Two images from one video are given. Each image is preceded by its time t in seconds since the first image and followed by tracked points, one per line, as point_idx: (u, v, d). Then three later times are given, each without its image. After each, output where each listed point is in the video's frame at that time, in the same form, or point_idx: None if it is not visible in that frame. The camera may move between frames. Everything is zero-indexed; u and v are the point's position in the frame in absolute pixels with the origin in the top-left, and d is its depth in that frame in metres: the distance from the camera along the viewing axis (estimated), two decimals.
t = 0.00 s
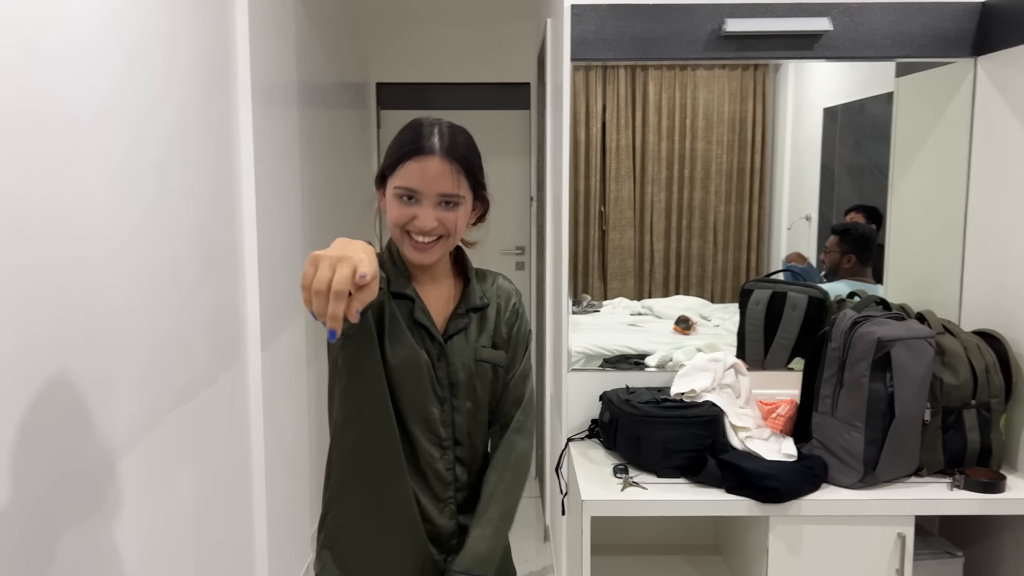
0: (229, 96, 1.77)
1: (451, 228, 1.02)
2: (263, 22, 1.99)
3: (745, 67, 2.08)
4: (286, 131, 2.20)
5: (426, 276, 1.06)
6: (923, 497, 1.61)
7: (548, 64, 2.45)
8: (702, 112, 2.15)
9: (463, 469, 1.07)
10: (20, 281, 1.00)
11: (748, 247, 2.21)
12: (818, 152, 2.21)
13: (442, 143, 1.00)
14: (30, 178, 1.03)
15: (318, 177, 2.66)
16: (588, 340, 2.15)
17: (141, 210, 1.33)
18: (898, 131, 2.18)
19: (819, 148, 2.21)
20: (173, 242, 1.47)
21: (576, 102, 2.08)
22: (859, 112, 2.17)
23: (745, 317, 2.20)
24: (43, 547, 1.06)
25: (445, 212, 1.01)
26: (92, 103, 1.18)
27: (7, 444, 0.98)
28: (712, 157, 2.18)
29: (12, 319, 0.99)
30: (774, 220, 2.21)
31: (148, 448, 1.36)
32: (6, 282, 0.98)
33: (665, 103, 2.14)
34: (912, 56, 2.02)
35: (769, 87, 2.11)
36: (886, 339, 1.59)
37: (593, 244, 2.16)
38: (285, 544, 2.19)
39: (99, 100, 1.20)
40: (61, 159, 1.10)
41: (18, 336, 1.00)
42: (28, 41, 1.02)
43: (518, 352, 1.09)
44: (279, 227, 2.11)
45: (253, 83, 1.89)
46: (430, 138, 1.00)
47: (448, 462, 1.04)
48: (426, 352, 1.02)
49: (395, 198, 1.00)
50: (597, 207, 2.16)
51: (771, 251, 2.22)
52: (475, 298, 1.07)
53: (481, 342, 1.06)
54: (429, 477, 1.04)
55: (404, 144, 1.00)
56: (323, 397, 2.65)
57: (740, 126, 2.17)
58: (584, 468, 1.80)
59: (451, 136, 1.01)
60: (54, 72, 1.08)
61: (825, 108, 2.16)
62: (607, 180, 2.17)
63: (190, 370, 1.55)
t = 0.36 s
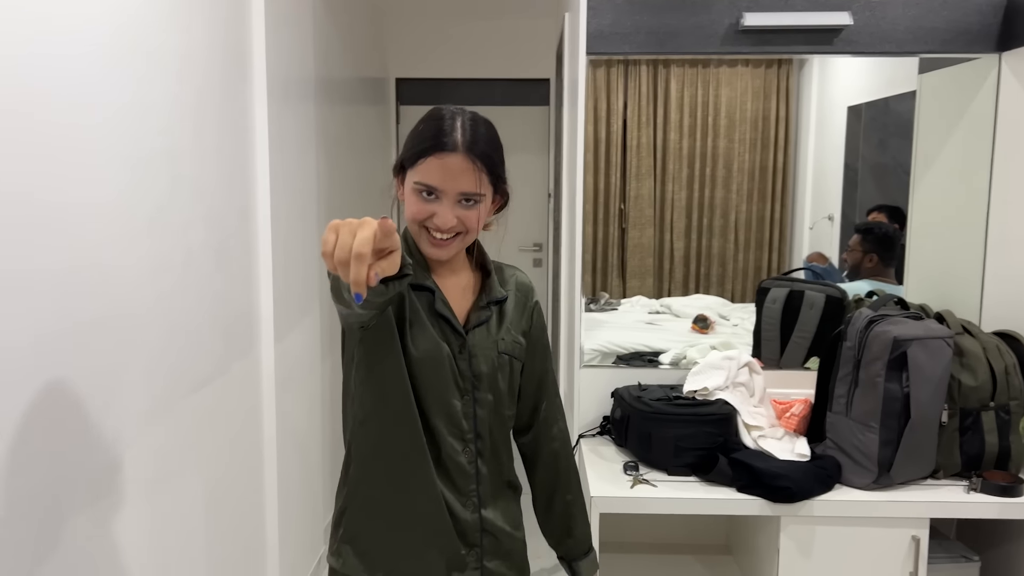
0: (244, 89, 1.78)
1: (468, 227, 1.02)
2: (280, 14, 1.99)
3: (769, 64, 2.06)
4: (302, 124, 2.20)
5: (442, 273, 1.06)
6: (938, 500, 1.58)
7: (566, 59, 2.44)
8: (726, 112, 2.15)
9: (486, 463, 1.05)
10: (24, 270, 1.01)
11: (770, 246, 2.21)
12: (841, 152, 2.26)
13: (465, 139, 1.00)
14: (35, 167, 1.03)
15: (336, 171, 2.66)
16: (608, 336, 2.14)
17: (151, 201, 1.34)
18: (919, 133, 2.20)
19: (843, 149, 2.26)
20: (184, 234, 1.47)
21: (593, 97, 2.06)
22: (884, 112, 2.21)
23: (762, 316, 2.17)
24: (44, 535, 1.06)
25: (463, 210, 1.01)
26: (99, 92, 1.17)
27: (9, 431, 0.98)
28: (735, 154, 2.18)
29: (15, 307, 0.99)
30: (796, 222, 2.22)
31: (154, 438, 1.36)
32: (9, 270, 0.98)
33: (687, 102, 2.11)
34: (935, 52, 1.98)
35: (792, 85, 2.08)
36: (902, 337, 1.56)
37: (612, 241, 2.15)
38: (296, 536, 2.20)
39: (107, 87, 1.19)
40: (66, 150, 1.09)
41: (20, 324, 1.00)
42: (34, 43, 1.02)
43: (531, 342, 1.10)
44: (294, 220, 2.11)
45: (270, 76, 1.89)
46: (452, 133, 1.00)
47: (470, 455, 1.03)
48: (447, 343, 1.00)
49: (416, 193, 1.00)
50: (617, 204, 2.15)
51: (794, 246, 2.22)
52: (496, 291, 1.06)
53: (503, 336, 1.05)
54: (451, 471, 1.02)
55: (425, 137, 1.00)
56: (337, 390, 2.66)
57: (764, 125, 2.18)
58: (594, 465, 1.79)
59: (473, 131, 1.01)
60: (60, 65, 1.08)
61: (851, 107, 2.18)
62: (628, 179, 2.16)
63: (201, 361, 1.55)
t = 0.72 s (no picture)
0: (260, 95, 1.77)
1: (496, 231, 1.00)
2: (297, 19, 1.99)
3: (787, 68, 2.03)
4: (318, 129, 2.20)
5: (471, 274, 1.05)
6: (961, 515, 1.56)
7: (583, 64, 2.42)
8: (742, 114, 2.12)
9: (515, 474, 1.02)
10: (41, 281, 1.00)
11: (790, 252, 2.17)
12: (859, 159, 2.16)
13: (490, 140, 0.99)
14: (52, 176, 1.02)
15: (352, 175, 2.66)
16: (622, 343, 2.13)
17: (168, 210, 1.33)
18: (944, 132, 2.13)
19: (861, 155, 2.16)
20: (199, 243, 1.46)
21: (610, 102, 2.04)
22: (905, 116, 2.12)
23: (781, 323, 2.15)
24: (61, 545, 1.06)
25: (491, 214, 1.00)
26: (117, 101, 1.17)
27: (28, 441, 0.98)
28: (752, 158, 2.14)
29: (33, 318, 0.99)
30: (814, 227, 2.15)
31: (171, 448, 1.36)
32: (28, 282, 0.97)
33: (705, 104, 2.10)
34: (958, 57, 1.95)
35: (810, 87, 2.06)
36: (926, 348, 1.54)
37: (628, 245, 2.15)
38: (312, 542, 2.19)
39: (124, 97, 1.19)
40: (79, 157, 1.08)
41: (38, 337, 1.00)
42: (51, 54, 1.01)
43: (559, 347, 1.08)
44: (310, 226, 2.11)
45: (286, 81, 1.89)
46: (477, 136, 0.99)
47: (499, 465, 1.00)
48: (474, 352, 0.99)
49: (442, 198, 1.00)
50: (634, 207, 2.14)
51: (812, 251, 2.17)
52: (526, 298, 1.05)
53: (531, 343, 1.03)
54: (480, 482, 0.99)
55: (448, 143, 0.99)
56: (353, 395, 2.66)
57: (782, 127, 2.13)
58: (611, 475, 1.77)
59: (496, 133, 1.00)
60: (77, 74, 1.07)
61: (870, 109, 2.10)
62: (645, 182, 2.15)
63: (216, 368, 1.55)
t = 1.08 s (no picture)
0: (269, 99, 1.76)
1: (515, 228, 0.98)
2: (306, 23, 1.97)
3: (795, 73, 2.01)
4: (327, 134, 2.18)
5: (488, 278, 1.01)
6: (982, 525, 1.53)
7: (593, 68, 2.40)
8: (751, 119, 2.10)
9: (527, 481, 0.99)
10: (51, 285, 0.99)
11: (797, 258, 2.15)
12: (870, 163, 2.16)
13: (511, 137, 0.98)
14: (62, 179, 1.00)
15: (360, 181, 2.65)
16: (630, 350, 2.12)
17: (177, 214, 1.32)
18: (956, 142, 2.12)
19: (872, 159, 2.16)
20: (209, 248, 1.45)
21: (619, 107, 2.03)
22: (914, 120, 2.12)
23: (794, 331, 2.13)
24: (71, 555, 1.04)
25: (510, 210, 0.97)
26: (127, 104, 1.16)
27: (39, 449, 0.97)
28: (760, 163, 2.13)
29: (44, 323, 0.97)
30: (823, 231, 2.14)
31: (181, 455, 1.35)
32: (37, 286, 0.96)
33: (712, 110, 2.08)
34: (974, 61, 1.92)
35: (819, 92, 2.04)
36: (945, 355, 1.51)
37: (636, 251, 2.11)
38: (320, 551, 2.17)
39: (134, 100, 1.18)
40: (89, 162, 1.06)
41: (49, 342, 0.98)
42: (57, 56, 1.00)
43: (584, 354, 1.02)
44: (319, 231, 2.10)
45: (295, 86, 1.87)
46: (499, 132, 0.98)
47: (509, 474, 0.98)
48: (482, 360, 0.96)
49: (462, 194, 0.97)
50: (641, 214, 2.12)
51: (820, 261, 2.15)
52: (542, 303, 1.00)
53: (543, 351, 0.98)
54: (488, 490, 0.97)
55: (470, 140, 0.98)
56: (362, 402, 2.64)
57: (791, 132, 2.12)
58: (624, 483, 1.75)
59: (519, 131, 0.99)
60: (87, 77, 1.06)
61: (880, 116, 2.10)
62: (652, 187, 2.13)
63: (226, 375, 1.53)
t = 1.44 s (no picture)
0: (276, 107, 1.76)
1: (515, 230, 0.98)
2: (313, 31, 1.97)
3: (798, 81, 2.01)
4: (333, 142, 2.18)
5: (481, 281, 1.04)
6: (994, 536, 1.52)
7: (598, 77, 2.40)
8: (754, 128, 2.10)
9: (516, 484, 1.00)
10: (63, 293, 0.97)
11: (800, 265, 2.15)
12: (873, 169, 2.15)
13: (520, 143, 1.01)
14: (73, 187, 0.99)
15: (365, 189, 2.64)
16: (635, 358, 2.10)
17: (187, 222, 1.31)
18: (963, 149, 2.11)
19: (874, 165, 2.15)
20: (218, 256, 1.44)
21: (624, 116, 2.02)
22: (918, 128, 2.10)
23: (801, 340, 2.13)
24: (81, 566, 1.03)
25: (512, 211, 0.98)
26: (137, 111, 1.15)
27: (50, 459, 0.96)
28: (763, 172, 2.13)
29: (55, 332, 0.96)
30: (826, 240, 2.14)
31: (191, 465, 1.34)
32: (49, 294, 0.95)
33: (715, 117, 2.07)
34: (983, 69, 1.92)
35: (821, 100, 2.03)
36: (956, 364, 1.50)
37: (639, 259, 2.09)
38: (325, 560, 2.16)
39: (145, 107, 1.17)
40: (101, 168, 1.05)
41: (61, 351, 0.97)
42: (68, 65, 0.98)
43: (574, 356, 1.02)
44: (324, 239, 2.09)
45: (302, 95, 1.87)
46: (507, 138, 1.01)
47: (496, 477, 0.99)
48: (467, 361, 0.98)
49: (468, 191, 0.99)
50: (643, 224, 2.08)
51: (823, 269, 2.15)
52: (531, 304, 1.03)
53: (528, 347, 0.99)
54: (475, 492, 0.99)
55: (481, 142, 1.01)
56: (365, 410, 2.63)
57: (792, 141, 2.12)
58: (632, 493, 1.74)
59: (526, 139, 1.03)
60: (100, 83, 1.05)
61: (882, 124, 2.09)
62: (654, 196, 2.10)
63: (233, 383, 1.53)
